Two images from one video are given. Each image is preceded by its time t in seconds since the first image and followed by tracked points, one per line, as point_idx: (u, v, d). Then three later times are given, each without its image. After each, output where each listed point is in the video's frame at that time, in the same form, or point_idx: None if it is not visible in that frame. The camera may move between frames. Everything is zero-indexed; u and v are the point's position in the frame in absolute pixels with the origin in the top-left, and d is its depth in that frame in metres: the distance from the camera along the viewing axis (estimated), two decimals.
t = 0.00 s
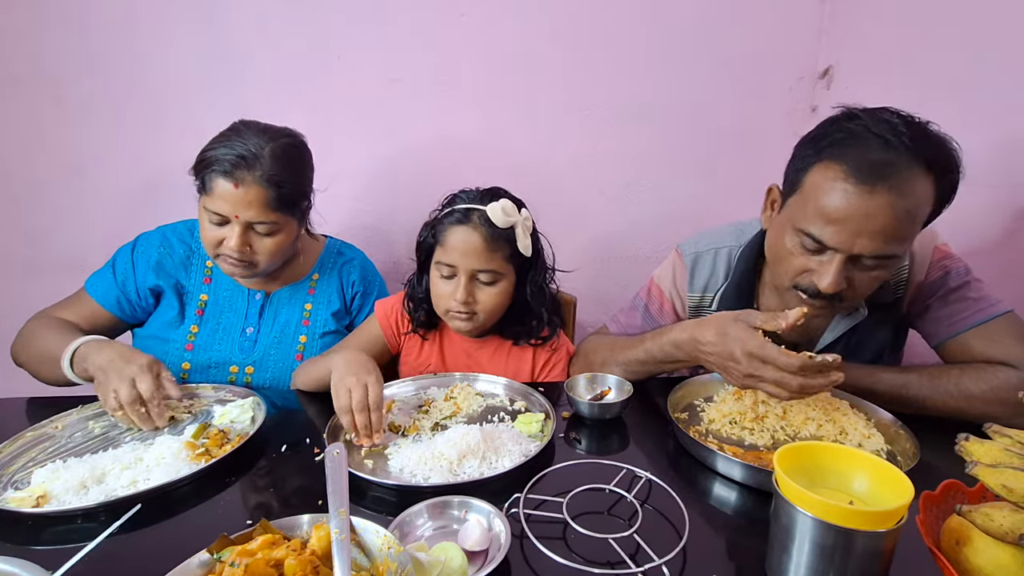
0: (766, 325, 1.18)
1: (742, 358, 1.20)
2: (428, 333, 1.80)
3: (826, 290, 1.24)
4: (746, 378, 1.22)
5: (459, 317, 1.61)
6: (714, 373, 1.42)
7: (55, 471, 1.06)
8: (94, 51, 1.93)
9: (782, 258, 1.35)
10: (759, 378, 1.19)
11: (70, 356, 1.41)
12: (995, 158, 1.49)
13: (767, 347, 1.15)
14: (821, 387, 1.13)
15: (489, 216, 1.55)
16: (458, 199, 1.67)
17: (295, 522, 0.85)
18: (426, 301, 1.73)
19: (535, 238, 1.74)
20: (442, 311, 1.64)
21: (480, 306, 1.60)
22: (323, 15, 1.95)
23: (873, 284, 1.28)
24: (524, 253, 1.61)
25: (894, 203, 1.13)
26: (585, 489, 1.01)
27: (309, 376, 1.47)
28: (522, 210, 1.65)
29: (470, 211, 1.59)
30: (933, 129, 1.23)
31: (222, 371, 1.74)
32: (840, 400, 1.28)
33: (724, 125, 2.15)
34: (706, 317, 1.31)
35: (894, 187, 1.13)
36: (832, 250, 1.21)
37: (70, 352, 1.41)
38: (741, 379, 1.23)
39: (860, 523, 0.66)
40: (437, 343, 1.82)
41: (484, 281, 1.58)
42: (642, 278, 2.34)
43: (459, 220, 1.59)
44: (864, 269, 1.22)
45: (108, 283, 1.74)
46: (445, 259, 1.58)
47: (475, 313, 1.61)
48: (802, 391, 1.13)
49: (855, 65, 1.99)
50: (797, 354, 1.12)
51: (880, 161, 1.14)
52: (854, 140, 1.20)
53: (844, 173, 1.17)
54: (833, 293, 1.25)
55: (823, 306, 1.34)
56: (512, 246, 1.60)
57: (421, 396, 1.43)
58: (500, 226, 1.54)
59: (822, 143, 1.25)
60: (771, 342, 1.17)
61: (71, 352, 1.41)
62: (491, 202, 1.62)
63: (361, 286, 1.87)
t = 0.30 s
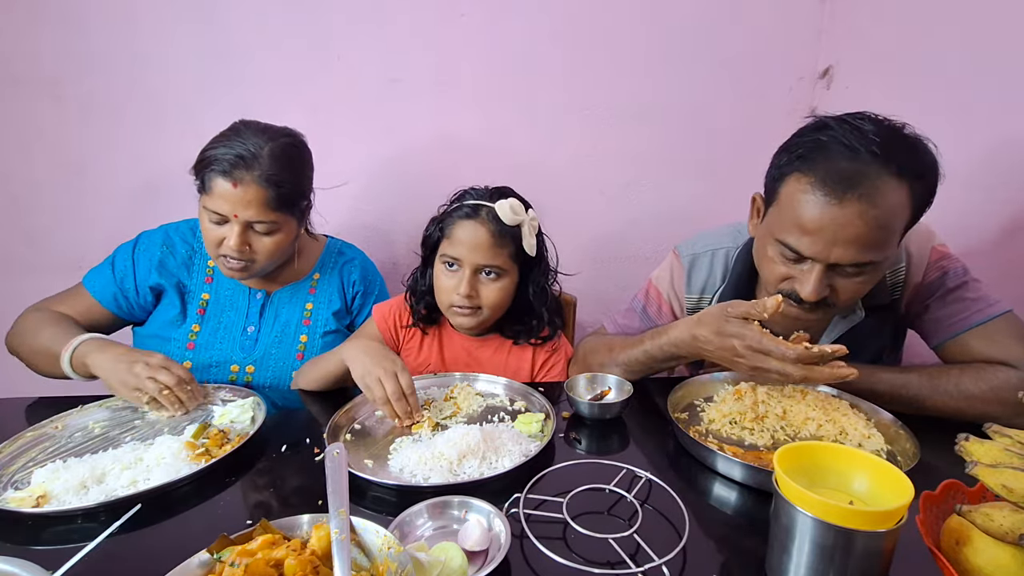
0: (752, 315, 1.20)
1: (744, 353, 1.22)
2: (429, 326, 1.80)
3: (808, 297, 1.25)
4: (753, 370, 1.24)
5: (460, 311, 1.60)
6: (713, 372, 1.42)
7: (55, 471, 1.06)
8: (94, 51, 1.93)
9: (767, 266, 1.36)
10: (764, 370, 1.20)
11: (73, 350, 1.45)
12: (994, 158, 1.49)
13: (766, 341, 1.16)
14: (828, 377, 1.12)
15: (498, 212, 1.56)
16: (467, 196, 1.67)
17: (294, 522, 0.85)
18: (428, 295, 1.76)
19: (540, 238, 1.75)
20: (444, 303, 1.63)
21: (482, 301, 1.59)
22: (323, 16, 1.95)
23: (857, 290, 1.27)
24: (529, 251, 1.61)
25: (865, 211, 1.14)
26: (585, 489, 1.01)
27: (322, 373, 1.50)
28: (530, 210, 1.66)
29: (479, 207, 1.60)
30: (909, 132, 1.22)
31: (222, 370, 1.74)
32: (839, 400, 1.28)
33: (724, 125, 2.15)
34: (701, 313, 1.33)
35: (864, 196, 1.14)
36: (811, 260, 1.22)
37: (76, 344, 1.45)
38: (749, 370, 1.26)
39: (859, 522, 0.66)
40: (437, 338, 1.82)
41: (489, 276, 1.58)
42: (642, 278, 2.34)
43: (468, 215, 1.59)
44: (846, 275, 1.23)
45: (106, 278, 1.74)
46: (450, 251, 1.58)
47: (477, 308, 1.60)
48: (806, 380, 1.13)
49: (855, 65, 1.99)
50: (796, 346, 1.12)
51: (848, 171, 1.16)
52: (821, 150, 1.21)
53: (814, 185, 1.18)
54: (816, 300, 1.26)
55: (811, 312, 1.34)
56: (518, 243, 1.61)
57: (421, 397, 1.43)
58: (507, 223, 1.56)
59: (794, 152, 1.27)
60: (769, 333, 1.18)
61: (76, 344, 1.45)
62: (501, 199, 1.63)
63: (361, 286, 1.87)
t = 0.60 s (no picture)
0: (749, 310, 1.20)
1: (745, 349, 1.22)
2: (428, 326, 1.81)
3: (796, 299, 1.26)
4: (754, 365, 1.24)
5: (459, 307, 1.60)
6: (713, 372, 1.42)
7: (55, 471, 1.06)
8: (93, 50, 1.93)
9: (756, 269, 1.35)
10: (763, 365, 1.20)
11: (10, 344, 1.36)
12: (994, 158, 1.49)
13: (765, 335, 1.16)
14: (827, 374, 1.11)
15: (499, 208, 1.57)
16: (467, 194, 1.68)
17: (294, 522, 0.85)
18: (429, 292, 1.76)
19: (541, 236, 1.75)
20: (443, 300, 1.63)
21: (481, 296, 1.58)
22: (323, 16, 1.95)
23: (844, 292, 1.27)
24: (529, 247, 1.62)
25: (845, 214, 1.14)
26: (585, 489, 1.01)
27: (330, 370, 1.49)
28: (531, 206, 1.67)
29: (480, 202, 1.61)
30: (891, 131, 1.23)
31: (221, 368, 1.74)
32: (839, 400, 1.28)
33: (724, 125, 2.14)
34: (700, 309, 1.33)
35: (842, 198, 1.14)
36: (796, 262, 1.22)
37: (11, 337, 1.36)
38: (750, 365, 1.25)
39: (860, 523, 0.66)
40: (437, 336, 1.82)
41: (489, 272, 1.58)
42: (642, 278, 2.34)
43: (470, 211, 1.60)
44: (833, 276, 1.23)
45: (100, 272, 1.74)
46: (452, 246, 1.59)
47: (477, 303, 1.59)
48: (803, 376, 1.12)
49: (855, 65, 1.99)
50: (794, 342, 1.12)
51: (823, 173, 1.17)
52: (797, 155, 1.23)
53: (794, 189, 1.19)
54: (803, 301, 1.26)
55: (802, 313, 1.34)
56: (519, 240, 1.62)
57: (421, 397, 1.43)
58: (509, 218, 1.57)
59: (775, 155, 1.28)
60: (768, 329, 1.18)
61: (8, 338, 1.37)
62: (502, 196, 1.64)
63: (361, 286, 1.87)
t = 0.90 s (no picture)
0: (751, 309, 1.22)
1: (749, 348, 1.22)
2: (427, 326, 1.81)
3: (791, 297, 1.25)
4: (760, 364, 1.24)
5: (456, 304, 1.59)
6: (713, 372, 1.42)
7: (56, 471, 1.06)
8: (93, 51, 1.93)
9: (753, 271, 1.35)
10: (769, 362, 1.21)
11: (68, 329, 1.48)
12: (993, 158, 1.49)
13: (768, 333, 1.16)
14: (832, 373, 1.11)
15: (496, 208, 1.57)
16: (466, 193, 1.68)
17: (295, 522, 0.85)
18: (427, 292, 1.76)
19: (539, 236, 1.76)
20: (439, 297, 1.62)
21: (478, 296, 1.58)
22: (323, 16, 1.95)
23: (841, 289, 1.26)
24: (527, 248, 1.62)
25: (837, 210, 1.15)
26: (585, 489, 1.01)
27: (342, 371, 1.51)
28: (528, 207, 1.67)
29: (477, 202, 1.61)
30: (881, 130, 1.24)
31: (221, 369, 1.74)
32: (839, 400, 1.28)
33: (724, 125, 2.14)
34: (703, 310, 1.33)
35: (832, 193, 1.15)
36: (791, 260, 1.22)
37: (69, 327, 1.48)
38: (756, 365, 1.25)
39: (860, 523, 0.66)
40: (436, 335, 1.82)
41: (486, 271, 1.58)
42: (641, 278, 2.33)
43: (466, 210, 1.60)
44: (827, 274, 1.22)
45: (102, 274, 1.74)
46: (449, 246, 1.58)
47: (473, 303, 1.59)
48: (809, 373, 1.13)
49: (855, 65, 1.99)
50: (799, 341, 1.12)
51: (813, 170, 1.18)
52: (789, 154, 1.23)
53: (787, 188, 1.20)
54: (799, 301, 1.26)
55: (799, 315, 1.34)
56: (515, 239, 1.62)
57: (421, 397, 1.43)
58: (505, 218, 1.57)
59: (766, 158, 1.28)
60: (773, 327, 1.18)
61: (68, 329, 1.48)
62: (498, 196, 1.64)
63: (361, 285, 1.87)
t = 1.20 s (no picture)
0: (749, 301, 1.21)
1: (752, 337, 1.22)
2: (427, 326, 1.81)
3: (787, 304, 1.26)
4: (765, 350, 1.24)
5: (459, 312, 1.61)
6: (714, 373, 1.42)
7: (55, 471, 1.06)
8: (93, 50, 1.93)
9: (747, 277, 1.35)
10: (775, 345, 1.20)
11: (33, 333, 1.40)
12: (993, 158, 1.49)
13: (773, 322, 1.16)
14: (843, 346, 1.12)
15: (493, 216, 1.55)
16: (462, 197, 1.67)
17: (295, 522, 0.85)
18: (427, 297, 1.76)
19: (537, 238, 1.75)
20: (443, 307, 1.65)
21: (480, 303, 1.60)
22: (323, 16, 1.95)
23: (832, 298, 1.27)
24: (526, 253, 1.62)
25: (835, 219, 1.14)
26: (585, 489, 1.01)
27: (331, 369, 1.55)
28: (525, 211, 1.65)
29: (474, 211, 1.60)
30: (878, 142, 1.25)
31: (222, 369, 1.74)
32: (839, 400, 1.28)
33: (724, 125, 2.14)
34: (703, 306, 1.34)
35: (830, 202, 1.15)
36: (785, 268, 1.22)
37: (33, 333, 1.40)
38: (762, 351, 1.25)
39: (860, 523, 0.66)
40: (436, 335, 1.82)
41: (486, 280, 1.58)
42: (641, 278, 2.33)
43: (463, 220, 1.59)
44: (821, 283, 1.23)
45: (99, 269, 1.74)
46: (448, 258, 1.57)
47: (475, 311, 1.61)
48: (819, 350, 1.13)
49: (855, 65, 1.99)
50: (803, 325, 1.12)
51: (810, 178, 1.18)
52: (787, 164, 1.23)
53: (784, 196, 1.19)
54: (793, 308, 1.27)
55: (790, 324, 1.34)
56: (514, 246, 1.61)
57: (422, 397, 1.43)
58: (504, 227, 1.55)
59: (763, 166, 1.29)
60: (775, 315, 1.18)
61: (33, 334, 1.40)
62: (495, 202, 1.62)
63: (361, 287, 1.87)
